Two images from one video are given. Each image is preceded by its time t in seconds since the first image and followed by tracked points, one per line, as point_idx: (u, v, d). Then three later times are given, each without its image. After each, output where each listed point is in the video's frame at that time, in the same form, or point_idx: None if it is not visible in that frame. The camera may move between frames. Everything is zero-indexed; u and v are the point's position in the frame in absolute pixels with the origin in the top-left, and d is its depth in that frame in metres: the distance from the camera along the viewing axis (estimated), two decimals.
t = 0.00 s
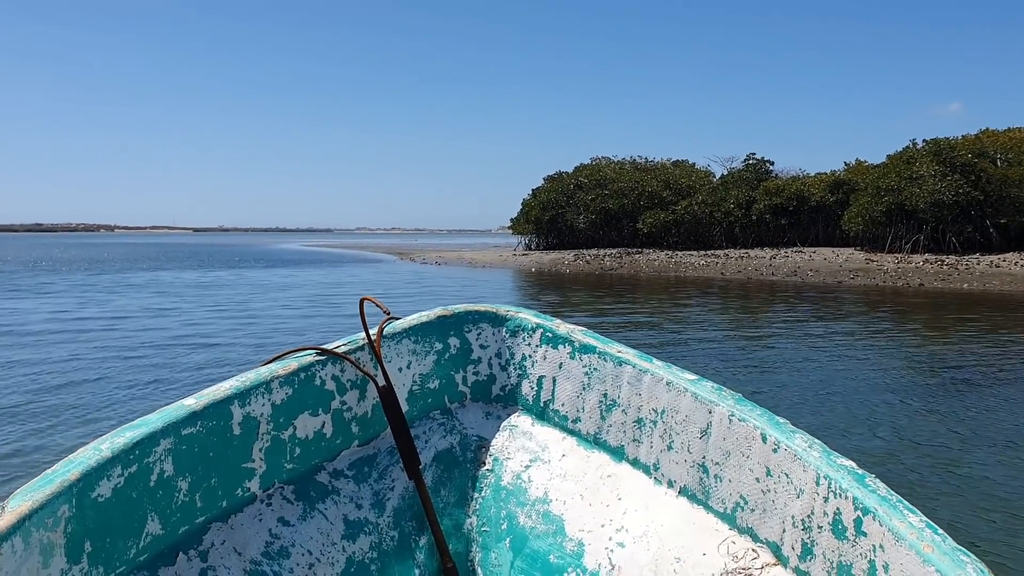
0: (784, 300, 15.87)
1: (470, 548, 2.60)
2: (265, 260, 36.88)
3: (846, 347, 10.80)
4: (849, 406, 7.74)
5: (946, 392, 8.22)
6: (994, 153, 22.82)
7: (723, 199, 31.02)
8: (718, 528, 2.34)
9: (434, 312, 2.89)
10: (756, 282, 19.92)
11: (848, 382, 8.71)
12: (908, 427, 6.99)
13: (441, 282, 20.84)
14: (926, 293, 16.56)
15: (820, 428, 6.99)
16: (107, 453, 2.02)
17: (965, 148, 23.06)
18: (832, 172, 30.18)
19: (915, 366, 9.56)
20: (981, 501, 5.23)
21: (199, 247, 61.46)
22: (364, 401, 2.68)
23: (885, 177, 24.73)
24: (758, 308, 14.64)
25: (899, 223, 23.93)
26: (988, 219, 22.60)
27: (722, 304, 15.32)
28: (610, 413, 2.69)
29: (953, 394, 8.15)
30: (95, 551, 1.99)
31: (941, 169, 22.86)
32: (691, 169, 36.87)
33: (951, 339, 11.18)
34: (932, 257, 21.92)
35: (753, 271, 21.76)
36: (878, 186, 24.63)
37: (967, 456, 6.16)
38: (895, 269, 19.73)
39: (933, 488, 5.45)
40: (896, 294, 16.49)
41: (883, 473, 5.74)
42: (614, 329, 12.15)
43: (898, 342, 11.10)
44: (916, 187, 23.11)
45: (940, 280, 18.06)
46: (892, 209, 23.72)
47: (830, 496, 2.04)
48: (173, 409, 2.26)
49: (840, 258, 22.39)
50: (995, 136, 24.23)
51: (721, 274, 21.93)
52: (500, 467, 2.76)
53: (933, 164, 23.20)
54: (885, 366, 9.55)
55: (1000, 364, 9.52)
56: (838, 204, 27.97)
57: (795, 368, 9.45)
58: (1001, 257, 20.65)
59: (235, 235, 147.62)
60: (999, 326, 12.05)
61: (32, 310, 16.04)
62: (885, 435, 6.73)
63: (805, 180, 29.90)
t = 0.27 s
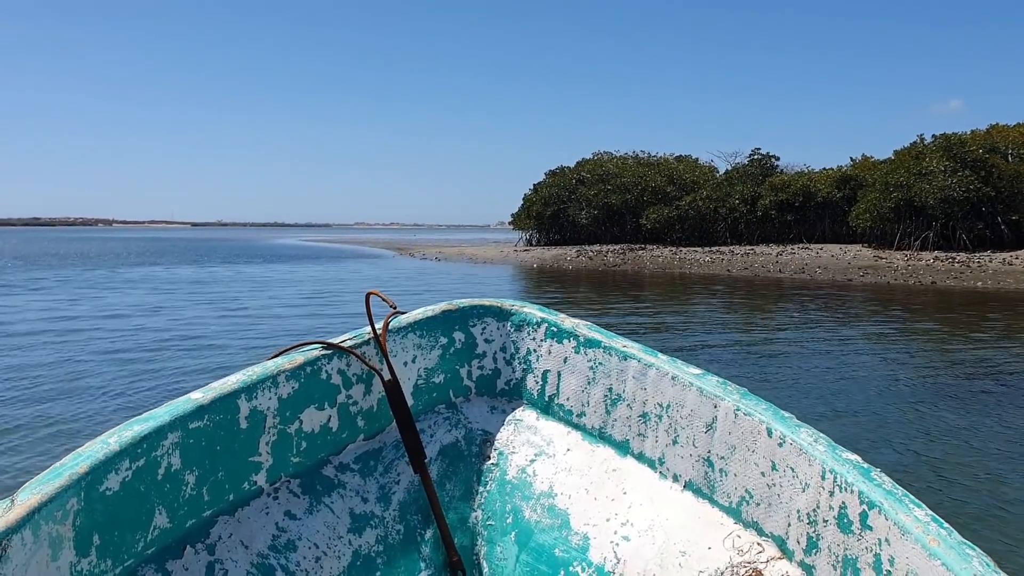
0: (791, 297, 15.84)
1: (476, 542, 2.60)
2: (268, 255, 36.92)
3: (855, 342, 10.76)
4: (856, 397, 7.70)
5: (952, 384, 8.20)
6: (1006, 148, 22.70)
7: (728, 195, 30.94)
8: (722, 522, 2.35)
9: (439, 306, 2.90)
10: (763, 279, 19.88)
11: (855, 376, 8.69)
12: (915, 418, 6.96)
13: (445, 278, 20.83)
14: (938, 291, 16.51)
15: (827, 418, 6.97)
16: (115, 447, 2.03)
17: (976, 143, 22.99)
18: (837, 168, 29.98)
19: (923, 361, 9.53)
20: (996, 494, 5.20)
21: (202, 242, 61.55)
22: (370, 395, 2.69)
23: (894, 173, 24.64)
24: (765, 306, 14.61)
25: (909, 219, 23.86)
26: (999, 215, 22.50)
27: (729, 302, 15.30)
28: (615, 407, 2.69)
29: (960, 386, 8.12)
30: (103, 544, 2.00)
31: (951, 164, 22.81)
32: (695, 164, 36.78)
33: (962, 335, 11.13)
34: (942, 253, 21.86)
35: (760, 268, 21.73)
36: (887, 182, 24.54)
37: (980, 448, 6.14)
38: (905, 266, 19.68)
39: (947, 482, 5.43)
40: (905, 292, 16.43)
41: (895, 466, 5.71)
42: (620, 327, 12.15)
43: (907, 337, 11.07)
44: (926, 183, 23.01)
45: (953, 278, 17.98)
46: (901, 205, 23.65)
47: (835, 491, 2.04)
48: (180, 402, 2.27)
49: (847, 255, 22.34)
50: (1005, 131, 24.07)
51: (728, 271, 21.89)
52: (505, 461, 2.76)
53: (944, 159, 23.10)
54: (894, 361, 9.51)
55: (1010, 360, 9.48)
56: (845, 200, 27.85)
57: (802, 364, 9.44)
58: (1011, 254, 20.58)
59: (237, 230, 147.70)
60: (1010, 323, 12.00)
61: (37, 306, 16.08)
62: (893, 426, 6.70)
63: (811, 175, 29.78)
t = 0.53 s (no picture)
0: (800, 295, 15.80)
1: (478, 534, 2.61)
2: (271, 250, 36.92)
3: (861, 341, 10.72)
4: (857, 399, 7.73)
5: (955, 386, 8.20)
6: (1017, 143, 22.46)
7: (733, 190, 30.91)
8: (727, 515, 2.35)
9: (442, 299, 2.90)
10: (770, 276, 19.87)
11: (859, 376, 8.71)
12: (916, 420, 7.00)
13: (447, 273, 20.82)
14: (951, 289, 16.49)
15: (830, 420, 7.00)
16: (120, 438, 2.03)
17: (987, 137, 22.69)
18: (843, 163, 30.09)
19: (929, 360, 9.52)
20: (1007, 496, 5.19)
21: (203, 236, 61.50)
22: (373, 387, 2.69)
23: (902, 169, 24.55)
24: (771, 304, 14.58)
25: (917, 216, 23.78)
26: (1009, 212, 22.36)
27: (733, 299, 15.28)
28: (618, 400, 2.69)
29: (963, 387, 8.14)
30: (108, 535, 2.00)
31: (961, 160, 22.59)
32: (698, 158, 36.68)
33: (972, 334, 11.11)
34: (951, 251, 21.79)
35: (767, 264, 21.69)
36: (895, 177, 24.43)
37: (987, 450, 6.15)
38: (915, 263, 19.66)
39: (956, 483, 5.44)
40: (918, 290, 16.38)
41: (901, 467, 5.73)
42: (626, 324, 12.13)
43: (914, 336, 11.05)
44: (935, 179, 22.91)
45: (967, 276, 17.93)
46: (909, 201, 23.55)
47: (840, 483, 2.04)
48: (184, 394, 2.27)
49: (856, 252, 22.30)
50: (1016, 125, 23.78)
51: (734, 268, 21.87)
52: (508, 454, 2.77)
53: (953, 155, 22.93)
54: (901, 360, 9.50)
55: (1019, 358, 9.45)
56: (852, 195, 27.80)
57: (808, 362, 9.42)
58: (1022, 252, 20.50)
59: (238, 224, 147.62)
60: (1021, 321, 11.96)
61: (40, 301, 16.09)
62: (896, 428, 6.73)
63: (817, 171, 29.71)
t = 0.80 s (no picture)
0: (806, 296, 15.76)
1: (473, 532, 2.61)
2: (273, 248, 36.95)
3: (867, 343, 10.68)
4: (858, 399, 7.74)
5: (956, 386, 8.18)
6: None
7: (737, 188, 30.82)
8: (720, 513, 2.36)
9: (439, 298, 2.90)
10: (777, 276, 19.85)
11: (860, 377, 8.69)
12: (915, 420, 7.00)
13: (450, 272, 20.78)
14: (961, 290, 16.42)
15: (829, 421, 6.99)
16: (115, 436, 2.04)
17: (998, 135, 22.09)
18: (849, 160, 30.04)
19: (933, 361, 9.47)
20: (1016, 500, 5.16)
21: (205, 235, 61.54)
22: (369, 385, 2.70)
23: (910, 167, 24.41)
24: (777, 304, 14.54)
25: (926, 215, 23.63)
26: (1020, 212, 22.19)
27: (737, 299, 15.24)
28: (613, 399, 2.70)
29: (963, 387, 8.13)
30: (103, 532, 2.01)
31: (971, 159, 22.20)
32: (701, 156, 36.55)
33: (981, 335, 11.06)
34: (960, 251, 21.67)
35: (773, 265, 21.63)
36: (904, 177, 24.29)
37: (994, 451, 6.14)
38: (925, 264, 19.56)
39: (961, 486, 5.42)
40: (928, 291, 16.32)
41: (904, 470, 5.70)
42: (629, 324, 12.11)
43: (921, 338, 11.01)
44: (944, 178, 22.71)
45: (979, 276, 17.81)
46: (918, 200, 23.40)
47: (832, 482, 2.05)
48: (180, 392, 2.28)
49: (863, 252, 22.24)
50: None
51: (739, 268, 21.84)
52: (503, 452, 2.77)
53: (962, 153, 22.53)
54: (906, 361, 9.47)
55: None
56: (858, 194, 27.68)
57: (811, 363, 9.41)
58: None
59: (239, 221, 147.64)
60: None
61: (42, 299, 16.12)
62: (894, 429, 6.74)
63: (822, 169, 29.59)
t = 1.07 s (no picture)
0: (811, 299, 15.72)
1: (467, 532, 2.62)
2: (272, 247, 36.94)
3: (871, 347, 10.67)
4: (854, 403, 7.76)
5: (955, 392, 8.17)
6: None
7: (740, 189, 30.77)
8: (712, 513, 2.36)
9: (433, 298, 2.91)
10: (783, 279, 19.81)
11: (859, 381, 8.70)
12: (910, 424, 7.03)
13: (451, 272, 20.75)
14: (969, 294, 16.35)
15: (828, 428, 6.99)
16: (108, 436, 2.04)
17: (1008, 136, 21.96)
18: (853, 161, 30.02)
19: (934, 366, 9.45)
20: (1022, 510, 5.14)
21: (205, 234, 61.58)
22: (363, 385, 2.70)
23: (918, 167, 24.31)
24: (781, 307, 14.51)
25: (933, 217, 23.52)
26: None
27: (739, 302, 15.22)
28: (607, 399, 2.71)
29: (962, 392, 8.14)
30: (97, 532, 2.01)
31: (980, 160, 22.13)
32: (704, 157, 36.49)
33: (987, 340, 11.02)
34: (969, 254, 21.55)
35: (778, 267, 21.58)
36: (911, 178, 24.18)
37: (997, 457, 6.12)
38: (934, 266, 19.46)
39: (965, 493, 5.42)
40: (936, 294, 16.27)
41: (904, 477, 5.69)
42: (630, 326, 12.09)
43: (926, 342, 11.00)
44: (952, 178, 22.59)
45: (989, 279, 17.69)
46: (925, 202, 23.30)
47: (823, 482, 2.06)
48: (173, 392, 2.28)
49: (869, 255, 22.19)
50: None
51: (743, 270, 21.82)
52: (497, 452, 2.78)
53: (971, 154, 22.50)
54: (909, 366, 9.44)
55: None
56: (863, 196, 27.50)
57: (812, 367, 9.41)
58: None
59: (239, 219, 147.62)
60: None
61: (42, 299, 16.12)
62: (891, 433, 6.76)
63: (826, 170, 29.44)
